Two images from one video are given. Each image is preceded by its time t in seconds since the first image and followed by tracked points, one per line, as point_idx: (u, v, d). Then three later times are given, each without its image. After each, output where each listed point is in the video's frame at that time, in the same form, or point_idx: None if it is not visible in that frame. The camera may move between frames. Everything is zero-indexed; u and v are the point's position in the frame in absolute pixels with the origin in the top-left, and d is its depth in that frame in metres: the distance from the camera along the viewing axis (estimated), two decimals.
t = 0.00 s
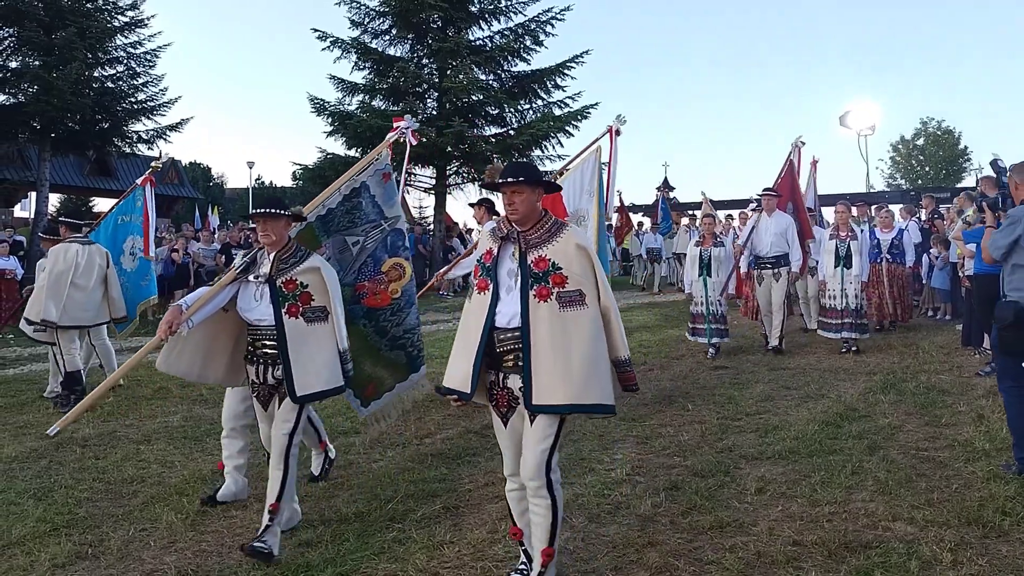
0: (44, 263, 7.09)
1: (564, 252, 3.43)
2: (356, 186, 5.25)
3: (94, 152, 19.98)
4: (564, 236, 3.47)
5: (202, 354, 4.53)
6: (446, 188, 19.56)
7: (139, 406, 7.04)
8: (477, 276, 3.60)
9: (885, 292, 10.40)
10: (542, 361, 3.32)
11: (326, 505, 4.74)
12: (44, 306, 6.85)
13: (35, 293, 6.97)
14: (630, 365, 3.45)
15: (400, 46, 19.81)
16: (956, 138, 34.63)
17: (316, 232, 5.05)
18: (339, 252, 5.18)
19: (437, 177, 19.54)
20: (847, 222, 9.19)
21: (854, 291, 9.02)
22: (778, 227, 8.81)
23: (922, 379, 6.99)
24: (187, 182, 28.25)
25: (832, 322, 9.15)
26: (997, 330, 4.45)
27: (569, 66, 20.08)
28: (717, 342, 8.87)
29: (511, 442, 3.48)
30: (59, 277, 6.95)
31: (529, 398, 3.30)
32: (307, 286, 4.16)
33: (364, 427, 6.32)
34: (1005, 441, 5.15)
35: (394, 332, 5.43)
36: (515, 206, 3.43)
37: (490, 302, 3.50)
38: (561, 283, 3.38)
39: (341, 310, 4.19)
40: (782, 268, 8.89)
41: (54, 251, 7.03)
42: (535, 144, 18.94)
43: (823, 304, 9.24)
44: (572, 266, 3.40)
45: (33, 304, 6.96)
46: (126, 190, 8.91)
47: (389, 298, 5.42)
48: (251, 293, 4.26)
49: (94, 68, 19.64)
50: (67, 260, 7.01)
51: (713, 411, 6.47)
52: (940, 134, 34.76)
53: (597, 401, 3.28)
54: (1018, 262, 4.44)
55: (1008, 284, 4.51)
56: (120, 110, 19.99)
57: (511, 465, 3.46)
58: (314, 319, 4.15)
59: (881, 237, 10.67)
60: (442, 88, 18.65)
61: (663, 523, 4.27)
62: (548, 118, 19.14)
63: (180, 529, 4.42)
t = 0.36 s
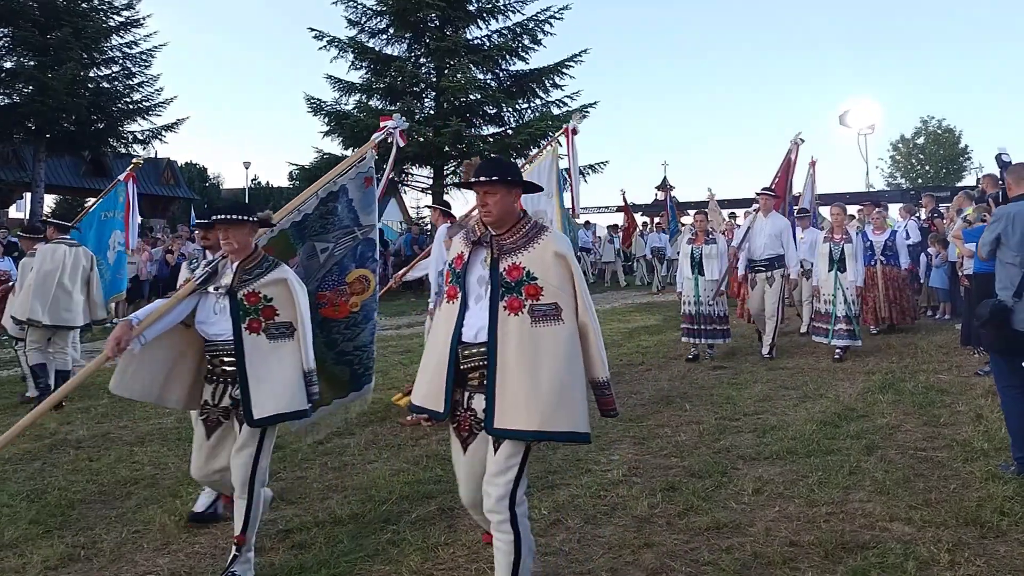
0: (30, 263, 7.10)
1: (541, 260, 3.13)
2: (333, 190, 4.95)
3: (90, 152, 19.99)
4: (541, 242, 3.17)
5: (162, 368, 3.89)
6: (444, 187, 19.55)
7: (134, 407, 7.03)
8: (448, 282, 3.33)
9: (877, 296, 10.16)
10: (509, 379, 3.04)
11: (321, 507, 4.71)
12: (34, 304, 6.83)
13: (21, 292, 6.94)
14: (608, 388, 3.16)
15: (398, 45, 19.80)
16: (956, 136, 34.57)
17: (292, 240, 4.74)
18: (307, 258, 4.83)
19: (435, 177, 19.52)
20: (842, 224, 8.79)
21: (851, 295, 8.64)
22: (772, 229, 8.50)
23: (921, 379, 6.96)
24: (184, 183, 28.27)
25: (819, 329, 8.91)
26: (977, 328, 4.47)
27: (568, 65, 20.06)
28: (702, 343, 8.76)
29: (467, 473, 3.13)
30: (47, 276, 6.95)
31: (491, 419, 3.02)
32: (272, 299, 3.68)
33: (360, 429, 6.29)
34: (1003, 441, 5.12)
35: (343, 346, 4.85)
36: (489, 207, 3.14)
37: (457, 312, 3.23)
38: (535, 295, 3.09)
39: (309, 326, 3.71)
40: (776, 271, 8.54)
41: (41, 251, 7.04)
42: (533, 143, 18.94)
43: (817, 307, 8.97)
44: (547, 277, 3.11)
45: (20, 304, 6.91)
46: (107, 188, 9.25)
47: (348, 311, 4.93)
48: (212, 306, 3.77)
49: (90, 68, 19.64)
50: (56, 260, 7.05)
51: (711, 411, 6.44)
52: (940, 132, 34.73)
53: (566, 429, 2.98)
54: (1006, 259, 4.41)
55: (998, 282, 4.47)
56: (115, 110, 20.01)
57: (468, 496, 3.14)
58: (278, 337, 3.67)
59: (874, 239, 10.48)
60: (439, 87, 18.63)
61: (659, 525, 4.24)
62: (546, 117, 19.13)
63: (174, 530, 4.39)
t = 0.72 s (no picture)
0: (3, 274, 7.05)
1: (496, 258, 2.85)
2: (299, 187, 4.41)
3: (80, 153, 19.95)
4: (498, 239, 2.89)
5: (114, 383, 3.38)
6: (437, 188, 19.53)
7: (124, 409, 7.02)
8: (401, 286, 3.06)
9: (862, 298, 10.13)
10: (463, 392, 2.77)
11: (310, 511, 4.68)
12: (8, 315, 6.82)
13: None
14: (588, 395, 2.81)
15: (390, 45, 19.77)
16: (951, 136, 34.63)
17: (253, 243, 4.12)
18: (276, 265, 4.35)
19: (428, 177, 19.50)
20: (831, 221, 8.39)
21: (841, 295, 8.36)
22: (758, 228, 8.46)
23: (914, 379, 6.94)
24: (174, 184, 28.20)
25: (812, 328, 8.64)
26: (968, 327, 4.44)
27: (561, 65, 20.04)
28: (675, 350, 8.53)
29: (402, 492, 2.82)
30: (19, 287, 6.90)
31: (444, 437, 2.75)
32: (223, 309, 3.39)
33: (351, 431, 6.25)
34: (996, 441, 5.10)
35: (311, 357, 4.61)
36: (440, 202, 2.86)
37: (409, 319, 2.96)
38: (490, 298, 2.82)
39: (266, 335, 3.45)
40: (765, 273, 8.56)
41: (12, 262, 6.98)
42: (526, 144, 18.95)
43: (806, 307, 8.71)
44: (504, 277, 2.83)
45: None
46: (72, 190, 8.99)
47: (316, 319, 4.68)
48: (160, 318, 3.39)
49: (80, 69, 19.60)
50: (28, 270, 6.97)
51: (704, 412, 6.43)
52: (934, 132, 34.81)
53: (527, 446, 2.70)
54: (998, 258, 4.39)
55: (990, 282, 4.46)
56: (106, 111, 19.96)
57: (394, 524, 2.80)
58: (233, 350, 3.38)
59: (861, 238, 10.23)
60: (432, 87, 18.60)
61: (651, 526, 4.22)
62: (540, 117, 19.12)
63: (163, 534, 4.36)
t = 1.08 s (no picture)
0: None
1: (409, 276, 2.60)
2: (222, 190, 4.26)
3: (60, 152, 19.73)
4: (411, 255, 2.64)
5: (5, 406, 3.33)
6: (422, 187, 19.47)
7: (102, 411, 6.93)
8: (305, 312, 2.79)
9: (841, 302, 10.17)
10: (371, 426, 2.50)
11: (292, 514, 4.62)
12: None
13: None
14: (502, 431, 2.59)
15: (374, 44, 19.68)
16: (933, 137, 34.94)
17: (170, 248, 4.05)
18: (206, 273, 4.23)
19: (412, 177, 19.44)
20: (806, 225, 8.28)
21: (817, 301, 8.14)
22: (731, 232, 8.12)
23: (896, 379, 6.97)
24: (155, 183, 27.95)
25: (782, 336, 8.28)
26: (950, 328, 4.45)
27: (546, 65, 20.04)
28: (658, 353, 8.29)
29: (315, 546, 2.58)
30: None
31: (349, 478, 2.48)
32: (137, 316, 3.28)
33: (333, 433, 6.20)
34: (978, 440, 5.13)
35: (271, 376, 4.44)
36: (344, 215, 2.63)
37: (313, 346, 2.69)
38: (402, 320, 2.57)
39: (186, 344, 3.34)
40: (737, 281, 8.16)
41: None
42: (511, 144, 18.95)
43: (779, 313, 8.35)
44: (418, 298, 2.58)
45: None
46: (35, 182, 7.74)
47: (269, 333, 4.48)
48: (65, 328, 3.29)
49: (59, 67, 19.38)
50: None
51: (688, 412, 6.43)
52: (916, 132, 35.09)
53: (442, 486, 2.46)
54: (980, 259, 4.41)
55: (973, 283, 4.48)
56: (85, 110, 19.75)
57: None
58: (149, 360, 3.27)
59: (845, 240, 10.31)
60: (416, 87, 18.53)
61: (635, 527, 4.21)
62: (524, 117, 19.10)
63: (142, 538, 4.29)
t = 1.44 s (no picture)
0: None
1: (327, 281, 2.39)
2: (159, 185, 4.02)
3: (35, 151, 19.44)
4: (331, 256, 2.42)
5: None
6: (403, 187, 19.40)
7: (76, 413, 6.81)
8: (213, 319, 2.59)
9: (820, 303, 10.08)
10: (281, 451, 2.31)
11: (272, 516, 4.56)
12: None
13: None
14: (430, 456, 2.45)
15: (354, 42, 19.57)
16: (911, 138, 35.34)
17: (93, 250, 3.84)
18: (135, 276, 4.01)
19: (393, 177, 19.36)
20: (779, 224, 8.19)
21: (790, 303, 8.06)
22: (702, 231, 7.89)
23: (876, 378, 7.01)
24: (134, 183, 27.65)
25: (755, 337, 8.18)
26: (931, 327, 4.45)
27: (528, 65, 20.03)
28: (632, 359, 8.03)
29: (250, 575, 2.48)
30: None
31: (258, 507, 2.30)
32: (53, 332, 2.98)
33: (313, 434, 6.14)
34: (958, 438, 5.16)
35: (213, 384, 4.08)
36: (254, 211, 2.43)
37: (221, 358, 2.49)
38: (318, 330, 2.36)
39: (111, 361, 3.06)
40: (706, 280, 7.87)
41: None
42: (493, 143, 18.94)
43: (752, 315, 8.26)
44: (335, 307, 2.37)
45: None
46: None
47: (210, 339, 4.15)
48: None
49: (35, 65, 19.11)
50: None
51: (671, 411, 6.43)
52: (895, 133, 35.48)
53: (358, 517, 2.29)
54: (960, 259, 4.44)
55: (953, 282, 4.52)
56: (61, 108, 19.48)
57: None
58: (71, 380, 3.00)
59: (820, 239, 10.33)
60: (397, 86, 18.44)
61: (618, 527, 4.19)
62: (506, 117, 19.09)
63: (119, 542, 4.20)
